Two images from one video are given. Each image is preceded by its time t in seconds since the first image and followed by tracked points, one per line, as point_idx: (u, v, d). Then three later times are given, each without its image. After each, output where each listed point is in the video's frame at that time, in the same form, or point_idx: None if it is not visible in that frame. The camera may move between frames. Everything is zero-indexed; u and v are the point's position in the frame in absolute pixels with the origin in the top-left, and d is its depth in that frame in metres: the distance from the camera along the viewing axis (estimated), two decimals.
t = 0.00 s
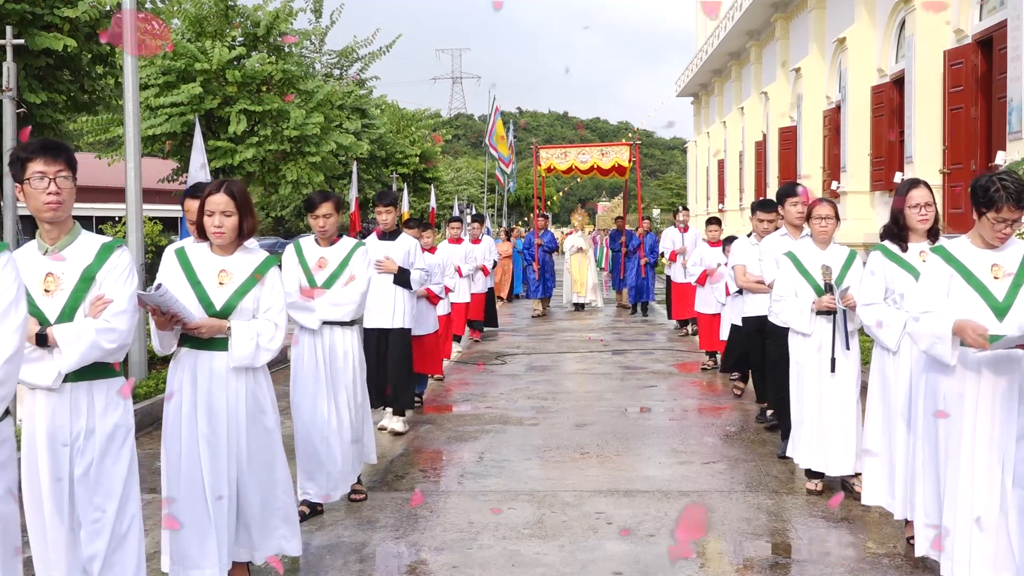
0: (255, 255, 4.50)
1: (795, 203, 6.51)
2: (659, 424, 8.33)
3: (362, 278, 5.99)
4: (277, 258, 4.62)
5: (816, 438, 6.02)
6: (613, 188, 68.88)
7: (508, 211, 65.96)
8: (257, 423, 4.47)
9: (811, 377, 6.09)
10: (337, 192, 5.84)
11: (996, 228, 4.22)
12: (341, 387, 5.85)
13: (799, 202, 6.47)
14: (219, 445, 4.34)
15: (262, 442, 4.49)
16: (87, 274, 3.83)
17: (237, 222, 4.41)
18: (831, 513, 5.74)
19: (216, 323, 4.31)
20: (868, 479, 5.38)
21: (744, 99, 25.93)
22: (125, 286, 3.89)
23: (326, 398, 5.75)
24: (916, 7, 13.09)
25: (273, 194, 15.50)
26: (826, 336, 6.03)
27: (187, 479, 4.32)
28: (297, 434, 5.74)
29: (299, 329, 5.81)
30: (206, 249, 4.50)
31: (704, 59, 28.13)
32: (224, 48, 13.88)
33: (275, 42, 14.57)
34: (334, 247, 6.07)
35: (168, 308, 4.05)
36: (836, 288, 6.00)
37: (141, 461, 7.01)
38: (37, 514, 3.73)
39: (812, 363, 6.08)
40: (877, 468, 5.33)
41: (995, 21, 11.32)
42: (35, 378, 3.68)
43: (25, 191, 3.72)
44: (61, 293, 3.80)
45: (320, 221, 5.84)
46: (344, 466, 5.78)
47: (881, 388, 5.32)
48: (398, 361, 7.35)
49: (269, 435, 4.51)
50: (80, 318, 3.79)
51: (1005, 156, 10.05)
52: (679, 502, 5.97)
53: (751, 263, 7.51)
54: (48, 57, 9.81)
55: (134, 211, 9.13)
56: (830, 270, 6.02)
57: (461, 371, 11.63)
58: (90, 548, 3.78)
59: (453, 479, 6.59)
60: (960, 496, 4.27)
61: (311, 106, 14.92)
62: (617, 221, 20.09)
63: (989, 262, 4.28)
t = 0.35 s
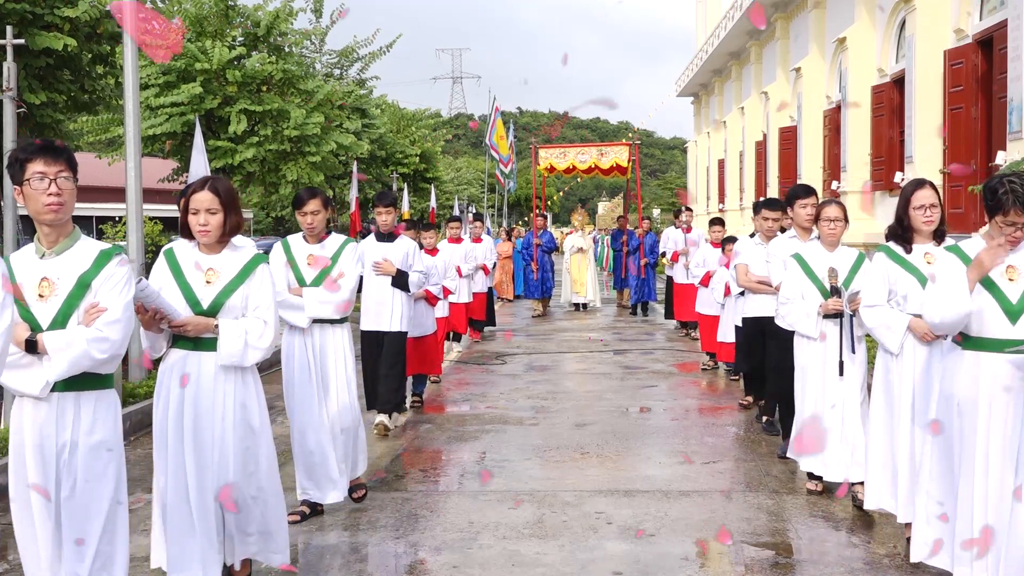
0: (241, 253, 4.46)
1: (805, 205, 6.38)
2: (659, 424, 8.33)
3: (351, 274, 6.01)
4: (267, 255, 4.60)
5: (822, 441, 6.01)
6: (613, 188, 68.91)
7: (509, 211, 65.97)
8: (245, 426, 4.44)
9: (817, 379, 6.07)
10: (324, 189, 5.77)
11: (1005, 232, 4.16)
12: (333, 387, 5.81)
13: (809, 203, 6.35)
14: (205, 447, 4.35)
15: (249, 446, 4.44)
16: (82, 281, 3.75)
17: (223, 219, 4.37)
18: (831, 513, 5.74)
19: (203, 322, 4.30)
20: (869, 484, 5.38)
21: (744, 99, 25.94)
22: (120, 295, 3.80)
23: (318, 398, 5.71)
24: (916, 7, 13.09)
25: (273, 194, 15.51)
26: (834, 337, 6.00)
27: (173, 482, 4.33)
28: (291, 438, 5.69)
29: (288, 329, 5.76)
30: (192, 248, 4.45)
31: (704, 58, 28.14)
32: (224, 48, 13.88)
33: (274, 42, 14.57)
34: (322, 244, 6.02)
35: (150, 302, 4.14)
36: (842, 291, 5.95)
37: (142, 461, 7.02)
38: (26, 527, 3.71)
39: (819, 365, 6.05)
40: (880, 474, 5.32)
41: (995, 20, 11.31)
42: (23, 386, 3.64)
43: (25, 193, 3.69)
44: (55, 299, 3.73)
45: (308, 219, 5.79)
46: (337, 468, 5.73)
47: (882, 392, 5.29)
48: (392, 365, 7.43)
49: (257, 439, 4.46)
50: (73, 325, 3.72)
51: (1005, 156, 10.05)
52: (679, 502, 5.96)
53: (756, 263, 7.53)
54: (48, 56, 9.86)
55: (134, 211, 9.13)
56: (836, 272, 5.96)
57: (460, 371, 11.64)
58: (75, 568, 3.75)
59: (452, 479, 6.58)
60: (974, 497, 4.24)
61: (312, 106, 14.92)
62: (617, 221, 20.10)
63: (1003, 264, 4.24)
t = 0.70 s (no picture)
0: (232, 253, 4.40)
1: (816, 204, 6.31)
2: (659, 424, 8.34)
3: (346, 274, 5.93)
4: (259, 253, 4.51)
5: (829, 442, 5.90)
6: (614, 188, 68.92)
7: (509, 212, 66.00)
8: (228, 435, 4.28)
9: (825, 380, 5.95)
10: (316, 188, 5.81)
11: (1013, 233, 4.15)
12: (326, 388, 5.72)
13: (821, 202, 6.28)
14: (190, 444, 4.25)
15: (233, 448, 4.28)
16: (79, 278, 3.68)
17: (212, 221, 4.33)
18: (831, 513, 5.74)
19: (196, 324, 4.23)
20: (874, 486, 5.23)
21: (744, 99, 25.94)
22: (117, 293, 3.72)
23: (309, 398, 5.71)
24: (916, 7, 13.09)
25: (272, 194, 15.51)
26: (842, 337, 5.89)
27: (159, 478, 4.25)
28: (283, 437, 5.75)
29: (283, 330, 5.76)
30: (182, 250, 4.42)
31: (704, 59, 28.14)
32: (224, 48, 13.88)
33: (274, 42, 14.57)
34: (314, 244, 5.98)
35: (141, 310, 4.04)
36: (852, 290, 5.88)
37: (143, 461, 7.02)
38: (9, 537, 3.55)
39: (827, 365, 5.94)
40: (885, 476, 5.19)
41: (996, 20, 11.31)
42: (10, 383, 3.54)
43: (28, 186, 3.66)
44: (51, 295, 3.67)
45: (300, 220, 5.82)
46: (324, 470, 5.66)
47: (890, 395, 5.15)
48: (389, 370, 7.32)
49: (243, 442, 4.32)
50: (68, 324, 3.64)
51: (1005, 155, 10.05)
52: (679, 502, 5.96)
53: (757, 260, 7.43)
54: (48, 57, 9.88)
55: (134, 211, 9.13)
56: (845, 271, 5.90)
57: (461, 371, 11.64)
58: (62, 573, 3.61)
59: (452, 479, 6.58)
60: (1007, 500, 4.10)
61: (312, 106, 14.91)
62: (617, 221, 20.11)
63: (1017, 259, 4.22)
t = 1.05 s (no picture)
0: (223, 253, 4.36)
1: (828, 201, 6.18)
2: (659, 424, 8.34)
3: (343, 277, 5.87)
4: (251, 252, 4.47)
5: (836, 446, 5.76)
6: (614, 188, 68.93)
7: (509, 212, 66.03)
8: (220, 432, 4.23)
9: (826, 384, 5.83)
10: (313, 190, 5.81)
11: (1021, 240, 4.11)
12: (322, 387, 5.75)
13: (833, 201, 6.16)
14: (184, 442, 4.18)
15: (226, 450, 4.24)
16: (77, 277, 3.68)
17: (201, 221, 4.27)
18: (830, 513, 5.75)
19: (185, 327, 4.17)
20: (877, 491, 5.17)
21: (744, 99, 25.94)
22: (115, 293, 3.72)
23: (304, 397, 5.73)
24: (916, 7, 13.08)
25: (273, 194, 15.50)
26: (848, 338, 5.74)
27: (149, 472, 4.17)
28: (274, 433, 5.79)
29: (280, 332, 5.76)
30: (173, 250, 4.38)
31: (704, 58, 28.13)
32: (224, 49, 13.89)
33: (274, 42, 14.57)
34: (312, 244, 5.94)
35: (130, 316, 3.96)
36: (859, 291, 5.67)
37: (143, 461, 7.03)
38: None
39: (834, 368, 5.81)
40: (891, 478, 5.13)
41: (996, 21, 11.30)
42: (10, 389, 3.52)
43: (23, 182, 3.63)
44: (47, 295, 3.66)
45: (297, 221, 5.80)
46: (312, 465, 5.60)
47: (900, 396, 5.07)
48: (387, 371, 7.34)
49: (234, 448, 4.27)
50: (64, 324, 3.65)
51: (1005, 156, 10.05)
52: (679, 502, 5.97)
53: (759, 261, 7.39)
54: (48, 57, 9.89)
55: (134, 211, 9.13)
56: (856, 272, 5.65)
57: (461, 371, 11.64)
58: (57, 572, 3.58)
59: (452, 479, 6.58)
60: None
61: (312, 106, 14.89)
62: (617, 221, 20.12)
63: None
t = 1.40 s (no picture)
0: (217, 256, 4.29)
1: (835, 201, 6.27)
2: (659, 424, 8.34)
3: (341, 280, 5.81)
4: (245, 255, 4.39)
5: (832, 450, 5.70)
6: (614, 188, 68.93)
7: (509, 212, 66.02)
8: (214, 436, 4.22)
9: (822, 389, 5.76)
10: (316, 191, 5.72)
11: None
12: (314, 387, 5.64)
13: (839, 201, 6.24)
14: (177, 448, 4.15)
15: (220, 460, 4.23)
16: (67, 280, 3.65)
17: (193, 223, 4.18)
18: (831, 513, 5.74)
19: (177, 332, 4.13)
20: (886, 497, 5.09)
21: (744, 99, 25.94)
22: (107, 297, 3.71)
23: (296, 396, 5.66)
24: (916, 8, 13.07)
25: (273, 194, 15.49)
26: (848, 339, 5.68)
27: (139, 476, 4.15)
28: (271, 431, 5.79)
29: (276, 334, 5.70)
30: (166, 254, 4.33)
31: (704, 58, 28.12)
32: (224, 48, 13.89)
33: (274, 42, 14.57)
34: (313, 247, 5.89)
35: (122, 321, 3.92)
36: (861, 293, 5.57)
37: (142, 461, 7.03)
38: None
39: (833, 373, 5.71)
40: (895, 483, 5.06)
41: (995, 20, 11.30)
42: None
43: (11, 182, 3.60)
44: (37, 299, 3.63)
45: (298, 223, 5.74)
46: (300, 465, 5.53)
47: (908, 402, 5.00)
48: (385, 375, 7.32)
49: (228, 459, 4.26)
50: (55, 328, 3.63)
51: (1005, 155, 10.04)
52: (679, 502, 5.97)
53: (759, 263, 7.32)
54: (48, 56, 9.90)
55: (134, 211, 9.13)
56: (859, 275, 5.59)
57: (460, 371, 11.64)
58: None
59: (452, 479, 6.57)
60: None
61: (312, 106, 14.88)
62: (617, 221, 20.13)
63: None
